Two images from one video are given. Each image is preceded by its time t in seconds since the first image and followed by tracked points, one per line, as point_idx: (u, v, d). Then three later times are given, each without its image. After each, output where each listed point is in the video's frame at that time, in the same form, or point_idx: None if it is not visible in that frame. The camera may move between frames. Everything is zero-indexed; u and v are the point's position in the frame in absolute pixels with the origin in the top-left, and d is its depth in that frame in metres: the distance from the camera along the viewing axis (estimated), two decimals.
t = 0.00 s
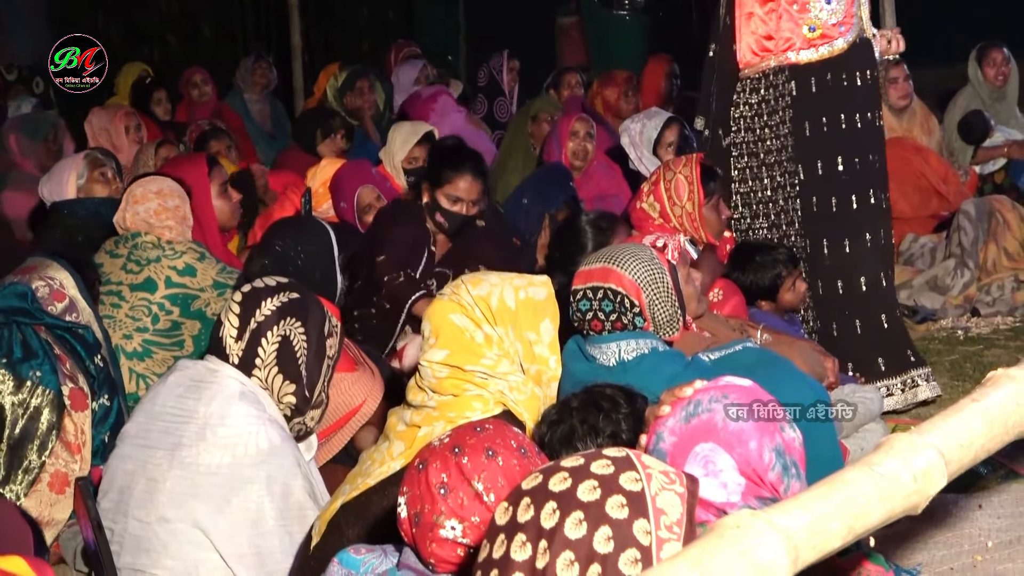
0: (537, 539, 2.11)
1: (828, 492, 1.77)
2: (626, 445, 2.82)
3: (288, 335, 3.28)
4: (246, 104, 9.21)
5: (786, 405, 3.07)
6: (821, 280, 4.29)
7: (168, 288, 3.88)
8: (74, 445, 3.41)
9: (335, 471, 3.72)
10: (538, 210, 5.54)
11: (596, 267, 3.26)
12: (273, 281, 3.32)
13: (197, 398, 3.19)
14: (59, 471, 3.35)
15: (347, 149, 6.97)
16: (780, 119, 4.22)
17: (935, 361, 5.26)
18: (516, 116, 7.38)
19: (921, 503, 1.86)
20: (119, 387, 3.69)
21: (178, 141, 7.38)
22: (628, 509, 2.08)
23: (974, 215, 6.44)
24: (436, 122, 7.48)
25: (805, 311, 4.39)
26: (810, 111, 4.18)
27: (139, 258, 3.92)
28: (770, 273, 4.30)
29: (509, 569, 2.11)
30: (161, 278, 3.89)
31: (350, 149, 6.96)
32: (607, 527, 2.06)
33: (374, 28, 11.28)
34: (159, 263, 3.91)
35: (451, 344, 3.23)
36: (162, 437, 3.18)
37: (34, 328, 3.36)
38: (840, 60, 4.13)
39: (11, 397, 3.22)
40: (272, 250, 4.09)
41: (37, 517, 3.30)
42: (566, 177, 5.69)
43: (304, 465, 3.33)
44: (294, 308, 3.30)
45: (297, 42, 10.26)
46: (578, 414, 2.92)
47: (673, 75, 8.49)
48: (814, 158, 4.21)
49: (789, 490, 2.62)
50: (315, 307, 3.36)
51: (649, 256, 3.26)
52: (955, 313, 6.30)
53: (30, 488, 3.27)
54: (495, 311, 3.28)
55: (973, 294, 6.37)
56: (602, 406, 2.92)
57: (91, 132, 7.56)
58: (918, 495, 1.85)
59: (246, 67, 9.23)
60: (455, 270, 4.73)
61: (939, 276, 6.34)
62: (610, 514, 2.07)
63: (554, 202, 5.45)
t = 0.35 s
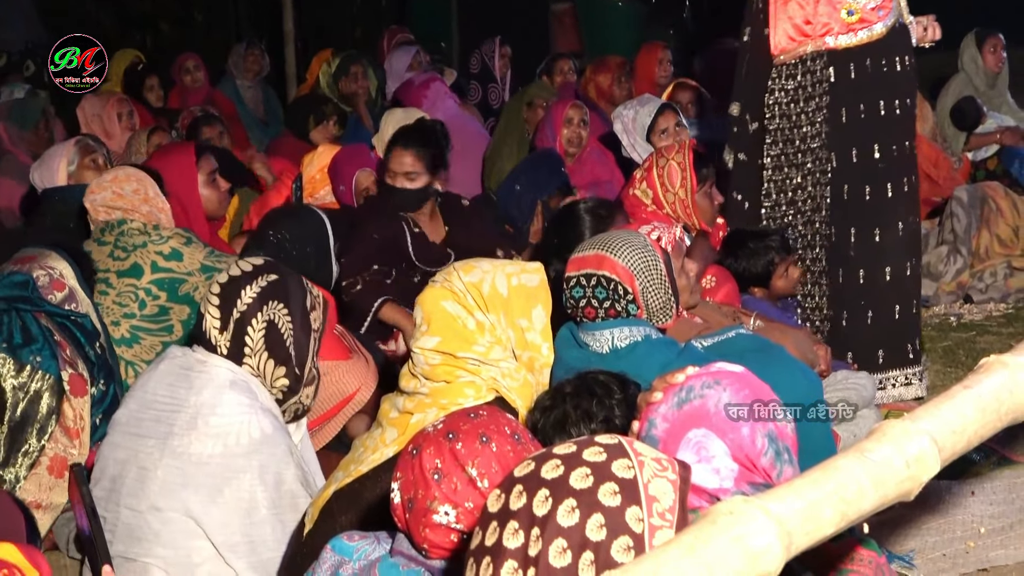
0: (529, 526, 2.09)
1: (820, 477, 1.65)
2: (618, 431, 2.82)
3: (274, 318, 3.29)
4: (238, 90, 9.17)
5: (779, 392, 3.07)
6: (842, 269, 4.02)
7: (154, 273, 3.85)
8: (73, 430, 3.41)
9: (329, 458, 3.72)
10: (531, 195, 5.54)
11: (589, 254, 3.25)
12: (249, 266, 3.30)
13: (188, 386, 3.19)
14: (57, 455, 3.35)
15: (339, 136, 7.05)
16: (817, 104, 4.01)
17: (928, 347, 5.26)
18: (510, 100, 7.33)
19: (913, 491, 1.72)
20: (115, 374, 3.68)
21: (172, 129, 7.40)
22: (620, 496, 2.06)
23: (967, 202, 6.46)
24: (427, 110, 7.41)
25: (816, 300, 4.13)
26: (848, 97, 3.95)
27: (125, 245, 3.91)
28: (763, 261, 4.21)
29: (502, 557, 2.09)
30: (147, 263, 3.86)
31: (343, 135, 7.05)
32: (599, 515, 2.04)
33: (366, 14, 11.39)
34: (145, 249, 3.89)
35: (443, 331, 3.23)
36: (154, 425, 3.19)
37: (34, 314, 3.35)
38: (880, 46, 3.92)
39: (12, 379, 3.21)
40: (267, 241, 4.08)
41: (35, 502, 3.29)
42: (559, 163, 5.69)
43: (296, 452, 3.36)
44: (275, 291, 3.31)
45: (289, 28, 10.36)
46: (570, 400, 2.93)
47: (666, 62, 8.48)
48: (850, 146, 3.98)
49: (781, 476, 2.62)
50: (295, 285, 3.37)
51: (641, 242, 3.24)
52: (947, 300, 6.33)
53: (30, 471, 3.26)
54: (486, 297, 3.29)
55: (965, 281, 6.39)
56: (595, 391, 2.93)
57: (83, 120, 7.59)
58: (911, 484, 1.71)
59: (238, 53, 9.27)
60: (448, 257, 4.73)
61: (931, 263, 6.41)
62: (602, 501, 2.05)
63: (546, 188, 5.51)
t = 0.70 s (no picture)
0: (523, 517, 2.06)
1: (814, 466, 1.65)
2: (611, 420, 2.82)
3: (259, 305, 3.25)
4: (232, 79, 9.19)
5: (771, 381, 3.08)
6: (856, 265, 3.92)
7: (145, 261, 3.84)
8: (66, 421, 3.39)
9: (323, 446, 3.73)
10: (525, 183, 5.53)
11: (583, 244, 3.24)
12: (231, 254, 3.26)
13: (179, 378, 3.20)
14: (51, 446, 3.34)
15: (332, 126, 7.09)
16: (833, 96, 3.91)
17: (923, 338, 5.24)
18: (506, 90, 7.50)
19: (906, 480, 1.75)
20: (109, 365, 3.68)
21: (166, 116, 7.41)
22: (613, 487, 2.02)
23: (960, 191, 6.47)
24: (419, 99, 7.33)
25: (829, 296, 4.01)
26: (866, 88, 3.85)
27: (117, 234, 3.88)
28: (757, 250, 4.40)
29: (495, 547, 2.06)
30: (138, 251, 3.85)
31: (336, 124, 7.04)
32: (593, 505, 2.01)
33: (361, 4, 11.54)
34: (137, 237, 3.86)
35: (435, 321, 3.22)
36: (145, 418, 3.20)
37: (28, 304, 3.32)
38: (899, 38, 3.82)
39: (5, 369, 3.16)
40: (267, 232, 4.08)
41: (27, 492, 3.31)
42: (552, 152, 5.67)
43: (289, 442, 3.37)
44: (259, 278, 3.26)
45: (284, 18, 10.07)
46: (565, 388, 2.93)
47: (660, 51, 8.46)
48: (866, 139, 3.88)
49: (773, 466, 2.60)
50: (277, 269, 3.31)
51: (635, 231, 3.24)
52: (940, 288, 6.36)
53: (23, 461, 3.25)
54: (477, 288, 3.27)
55: (958, 270, 6.41)
56: (588, 380, 2.93)
57: (77, 108, 7.76)
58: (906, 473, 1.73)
59: (232, 43, 9.27)
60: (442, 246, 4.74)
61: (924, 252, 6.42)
62: (596, 492, 2.02)
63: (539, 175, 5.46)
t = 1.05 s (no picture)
0: (514, 508, 2.05)
1: (807, 457, 1.64)
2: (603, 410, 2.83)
3: (249, 295, 3.27)
4: (224, 70, 9.19)
5: (762, 371, 3.09)
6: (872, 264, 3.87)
7: (136, 253, 3.83)
8: (56, 413, 3.38)
9: (316, 437, 3.73)
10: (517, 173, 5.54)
11: (575, 235, 3.25)
12: (221, 244, 3.27)
13: (170, 370, 3.20)
14: (41, 437, 3.33)
15: (324, 117, 7.07)
16: (857, 91, 3.91)
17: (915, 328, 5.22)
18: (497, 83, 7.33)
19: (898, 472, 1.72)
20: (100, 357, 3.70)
21: (157, 107, 7.40)
22: (605, 477, 2.02)
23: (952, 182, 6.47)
24: (412, 92, 7.49)
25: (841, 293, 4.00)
26: (888, 84, 3.83)
27: (109, 225, 3.88)
28: (752, 243, 4.48)
29: (487, 538, 2.06)
30: (129, 243, 3.84)
31: (328, 115, 7.06)
32: (584, 495, 2.00)
33: None
34: (127, 228, 3.86)
35: (425, 312, 3.22)
36: (137, 410, 3.20)
37: (18, 296, 3.33)
38: (925, 36, 3.77)
39: None
40: (263, 224, 4.10)
41: (18, 484, 3.28)
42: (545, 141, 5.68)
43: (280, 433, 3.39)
44: (248, 267, 3.28)
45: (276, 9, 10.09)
46: (557, 377, 2.94)
47: (653, 41, 8.43)
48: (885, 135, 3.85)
49: (766, 456, 2.60)
50: (266, 259, 3.34)
51: (627, 222, 3.24)
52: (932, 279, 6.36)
53: (13, 455, 3.24)
54: (468, 279, 3.26)
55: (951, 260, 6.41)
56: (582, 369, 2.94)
57: (69, 99, 7.77)
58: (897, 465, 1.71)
59: (224, 34, 9.31)
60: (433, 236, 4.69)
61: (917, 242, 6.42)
62: (587, 482, 2.01)
63: (531, 166, 5.39)
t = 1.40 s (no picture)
0: (506, 502, 2.04)
1: (799, 453, 1.71)
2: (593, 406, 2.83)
3: (248, 294, 3.26)
4: (216, 66, 9.13)
5: (755, 367, 3.09)
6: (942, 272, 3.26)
7: (125, 249, 3.82)
8: (45, 411, 3.37)
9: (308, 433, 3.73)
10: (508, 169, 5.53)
11: (567, 231, 3.25)
12: (224, 241, 3.27)
13: (164, 366, 3.19)
14: (29, 435, 3.33)
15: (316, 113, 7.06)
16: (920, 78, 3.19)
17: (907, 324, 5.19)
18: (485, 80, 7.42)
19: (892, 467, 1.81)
20: (90, 354, 3.69)
21: (148, 104, 7.37)
22: (595, 472, 2.01)
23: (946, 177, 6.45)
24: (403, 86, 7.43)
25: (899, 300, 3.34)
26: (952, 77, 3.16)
27: (98, 221, 3.88)
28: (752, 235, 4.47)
29: (478, 533, 2.05)
30: (118, 239, 3.83)
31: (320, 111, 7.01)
32: (575, 490, 1.99)
33: None
34: (117, 225, 3.85)
35: (416, 309, 3.23)
36: (129, 406, 3.19)
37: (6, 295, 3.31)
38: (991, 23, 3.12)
39: None
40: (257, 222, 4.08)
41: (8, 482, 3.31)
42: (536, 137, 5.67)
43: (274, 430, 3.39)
44: (250, 266, 3.27)
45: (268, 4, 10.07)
46: (550, 373, 2.94)
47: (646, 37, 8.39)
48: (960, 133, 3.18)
49: (759, 453, 2.60)
50: (267, 260, 3.33)
51: (619, 219, 3.24)
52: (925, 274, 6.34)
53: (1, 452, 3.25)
54: (459, 276, 3.25)
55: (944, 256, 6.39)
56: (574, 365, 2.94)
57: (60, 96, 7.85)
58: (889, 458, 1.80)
59: (215, 30, 9.18)
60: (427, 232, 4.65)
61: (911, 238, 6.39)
62: (578, 476, 2.00)
63: (524, 161, 5.46)
